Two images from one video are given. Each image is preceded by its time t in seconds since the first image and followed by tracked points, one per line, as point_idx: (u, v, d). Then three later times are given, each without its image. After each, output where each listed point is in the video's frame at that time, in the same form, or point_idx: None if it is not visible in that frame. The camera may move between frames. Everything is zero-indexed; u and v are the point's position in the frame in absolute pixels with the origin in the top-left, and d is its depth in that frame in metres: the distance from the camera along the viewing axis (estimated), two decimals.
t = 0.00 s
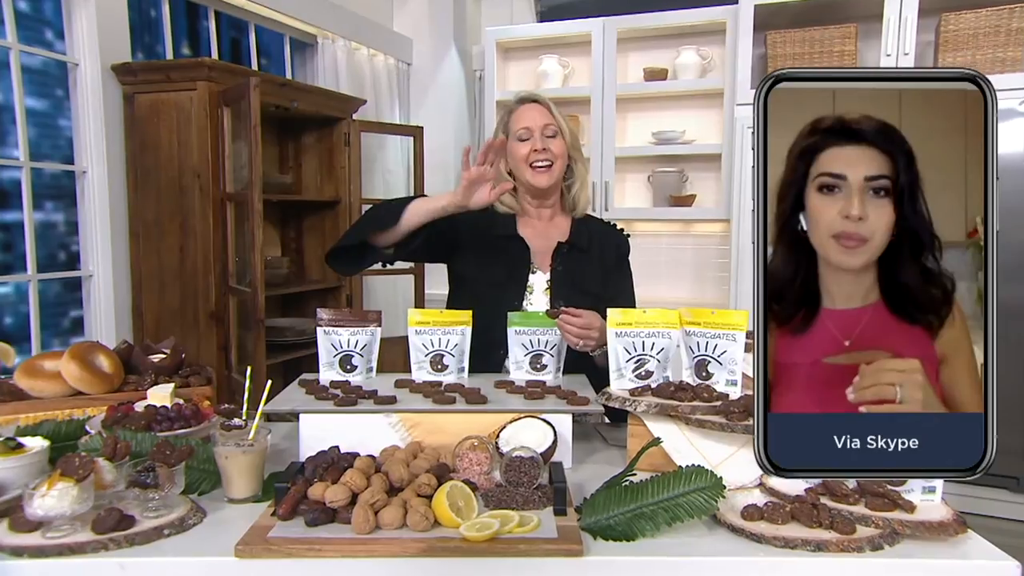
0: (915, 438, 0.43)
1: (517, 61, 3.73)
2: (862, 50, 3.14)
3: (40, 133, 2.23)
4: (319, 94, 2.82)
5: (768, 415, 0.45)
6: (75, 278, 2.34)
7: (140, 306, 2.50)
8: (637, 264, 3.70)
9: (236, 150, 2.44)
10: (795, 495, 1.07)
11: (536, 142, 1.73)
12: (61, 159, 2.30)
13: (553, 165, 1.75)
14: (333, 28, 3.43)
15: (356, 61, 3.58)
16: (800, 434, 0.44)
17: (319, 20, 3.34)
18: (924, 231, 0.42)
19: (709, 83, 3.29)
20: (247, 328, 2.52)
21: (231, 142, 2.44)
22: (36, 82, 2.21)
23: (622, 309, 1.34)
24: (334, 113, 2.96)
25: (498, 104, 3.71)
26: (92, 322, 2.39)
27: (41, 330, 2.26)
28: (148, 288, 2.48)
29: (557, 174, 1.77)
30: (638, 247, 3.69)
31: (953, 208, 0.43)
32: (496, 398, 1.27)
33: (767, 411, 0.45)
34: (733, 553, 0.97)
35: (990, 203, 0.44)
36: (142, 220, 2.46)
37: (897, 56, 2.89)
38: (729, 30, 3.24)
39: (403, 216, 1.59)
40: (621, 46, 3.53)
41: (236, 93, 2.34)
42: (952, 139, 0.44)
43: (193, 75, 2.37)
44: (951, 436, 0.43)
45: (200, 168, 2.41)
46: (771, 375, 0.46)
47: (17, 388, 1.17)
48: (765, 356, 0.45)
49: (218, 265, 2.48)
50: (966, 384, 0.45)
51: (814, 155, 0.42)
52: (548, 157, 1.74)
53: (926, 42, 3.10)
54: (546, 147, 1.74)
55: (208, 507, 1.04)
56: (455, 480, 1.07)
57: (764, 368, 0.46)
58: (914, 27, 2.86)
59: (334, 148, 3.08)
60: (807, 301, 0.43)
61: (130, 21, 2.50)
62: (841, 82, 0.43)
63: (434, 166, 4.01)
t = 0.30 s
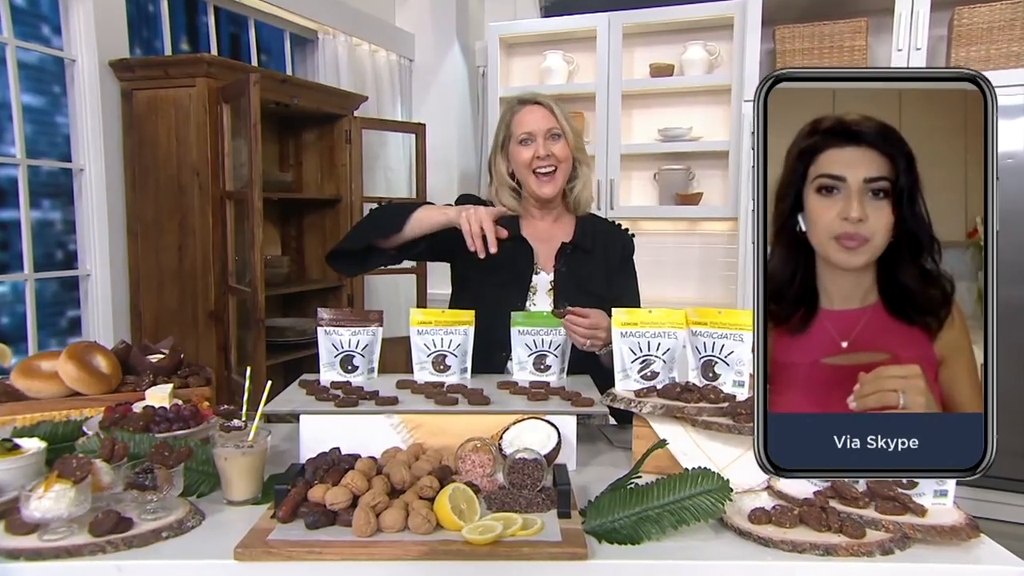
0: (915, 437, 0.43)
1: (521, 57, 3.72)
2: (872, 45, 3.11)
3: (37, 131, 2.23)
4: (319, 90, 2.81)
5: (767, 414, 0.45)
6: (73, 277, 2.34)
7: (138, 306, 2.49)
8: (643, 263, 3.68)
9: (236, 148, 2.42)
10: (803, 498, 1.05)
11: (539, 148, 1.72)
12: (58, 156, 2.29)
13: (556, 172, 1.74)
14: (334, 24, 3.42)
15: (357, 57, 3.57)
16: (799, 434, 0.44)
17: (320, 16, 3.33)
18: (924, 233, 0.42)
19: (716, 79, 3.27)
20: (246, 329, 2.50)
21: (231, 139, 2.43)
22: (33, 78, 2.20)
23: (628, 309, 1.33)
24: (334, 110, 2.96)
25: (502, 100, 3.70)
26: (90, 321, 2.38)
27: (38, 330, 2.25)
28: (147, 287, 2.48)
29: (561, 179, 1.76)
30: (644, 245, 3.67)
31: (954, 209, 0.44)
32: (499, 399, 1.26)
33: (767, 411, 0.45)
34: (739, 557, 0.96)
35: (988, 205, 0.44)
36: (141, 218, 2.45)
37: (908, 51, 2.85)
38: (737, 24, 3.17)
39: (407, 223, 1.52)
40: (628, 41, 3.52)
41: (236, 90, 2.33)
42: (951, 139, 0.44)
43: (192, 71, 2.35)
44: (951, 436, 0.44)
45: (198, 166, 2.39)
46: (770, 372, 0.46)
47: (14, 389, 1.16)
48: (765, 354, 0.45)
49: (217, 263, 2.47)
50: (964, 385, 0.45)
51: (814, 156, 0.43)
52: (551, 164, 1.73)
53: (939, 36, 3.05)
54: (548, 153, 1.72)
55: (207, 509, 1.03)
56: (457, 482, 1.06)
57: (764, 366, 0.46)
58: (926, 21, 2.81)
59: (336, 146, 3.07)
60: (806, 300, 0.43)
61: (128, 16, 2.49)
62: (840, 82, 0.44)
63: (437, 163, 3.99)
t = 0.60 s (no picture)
0: (914, 438, 0.49)
1: (524, 54, 3.71)
2: (881, 41, 3.07)
3: (34, 129, 2.22)
4: (319, 88, 2.80)
5: (767, 414, 0.51)
6: (71, 277, 2.33)
7: (137, 306, 2.48)
8: (647, 263, 3.67)
9: (235, 147, 2.41)
10: (811, 501, 1.04)
11: (542, 151, 1.70)
12: (56, 154, 2.29)
13: (559, 173, 1.72)
14: (335, 20, 3.41)
15: (359, 54, 3.56)
16: (801, 434, 0.50)
17: (320, 12, 3.32)
18: (924, 232, 0.47)
19: (722, 75, 3.25)
20: (246, 329, 2.49)
21: (230, 137, 2.41)
22: (31, 75, 2.20)
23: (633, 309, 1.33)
24: (334, 107, 2.95)
25: (505, 97, 3.68)
26: (88, 322, 2.38)
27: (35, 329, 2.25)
28: (146, 287, 2.47)
29: (564, 180, 1.74)
30: (649, 245, 3.65)
31: (957, 209, 0.49)
32: (501, 401, 1.24)
33: (767, 411, 0.51)
34: (745, 561, 0.94)
35: (988, 205, 0.49)
36: (140, 217, 2.44)
37: (917, 48, 2.81)
38: (743, 22, 3.18)
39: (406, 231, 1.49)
40: (633, 38, 3.50)
41: (234, 87, 2.32)
42: (951, 138, 0.49)
43: (191, 68, 2.34)
44: (949, 437, 0.49)
45: (197, 165, 2.39)
46: (770, 374, 0.51)
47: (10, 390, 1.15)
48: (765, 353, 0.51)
49: (217, 264, 2.45)
50: (966, 387, 0.50)
51: (815, 155, 0.48)
52: (554, 167, 1.71)
53: (949, 32, 3.00)
54: (551, 156, 1.70)
55: (206, 512, 1.02)
56: (459, 484, 1.05)
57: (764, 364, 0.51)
58: (936, 16, 2.77)
59: (337, 144, 3.06)
60: (804, 300, 0.49)
61: (126, 12, 2.48)
62: (840, 82, 0.48)
63: (440, 161, 3.98)
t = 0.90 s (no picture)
0: (914, 438, 0.54)
1: (528, 50, 3.69)
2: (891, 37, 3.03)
3: (31, 126, 2.21)
4: (319, 85, 2.78)
5: (768, 414, 0.56)
6: (68, 276, 2.32)
7: (135, 307, 2.48)
8: (652, 262, 3.65)
9: (235, 145, 2.39)
10: (819, 505, 1.02)
11: (544, 149, 1.68)
12: (53, 152, 2.28)
13: (561, 172, 1.71)
14: (335, 16, 3.40)
15: (359, 50, 3.55)
16: (801, 434, 0.55)
17: (321, 8, 3.31)
18: (922, 231, 0.52)
19: (728, 72, 3.24)
20: (246, 330, 2.48)
21: (230, 135, 2.40)
22: (27, 72, 2.19)
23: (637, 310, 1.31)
24: (335, 105, 2.94)
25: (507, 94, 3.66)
26: (85, 322, 2.37)
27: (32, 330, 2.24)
28: (143, 287, 2.46)
29: (567, 179, 1.73)
30: (655, 244, 3.64)
31: (957, 207, 0.53)
32: (504, 402, 1.23)
33: (768, 411, 0.56)
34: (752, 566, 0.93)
35: (987, 205, 0.53)
36: (137, 216, 2.43)
37: (928, 44, 2.77)
38: (750, 17, 3.19)
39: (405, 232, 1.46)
40: (637, 34, 3.49)
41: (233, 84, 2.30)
42: (952, 138, 0.53)
43: (190, 65, 2.34)
44: (948, 437, 0.54)
45: (196, 163, 2.38)
46: (772, 376, 0.57)
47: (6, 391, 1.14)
48: (770, 354, 0.56)
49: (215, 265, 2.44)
50: (967, 390, 0.55)
51: (814, 155, 0.53)
52: (556, 166, 1.70)
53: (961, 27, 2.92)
54: (553, 155, 1.69)
55: (205, 515, 1.01)
56: (461, 488, 1.04)
57: (765, 365, 0.57)
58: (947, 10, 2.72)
59: (337, 142, 3.05)
60: (802, 301, 0.54)
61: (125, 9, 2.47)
62: (840, 83, 0.53)
63: (441, 159, 3.96)
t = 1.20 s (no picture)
0: (914, 438, 0.57)
1: (528, 48, 3.68)
2: (897, 33, 3.01)
3: (23, 124, 2.20)
4: (316, 82, 2.77)
5: (768, 414, 0.60)
6: (61, 276, 2.31)
7: (130, 308, 2.47)
8: (654, 261, 3.64)
9: (232, 143, 2.36)
10: (821, 509, 1.01)
11: (544, 148, 1.67)
12: (46, 150, 2.27)
13: (561, 171, 1.69)
14: (333, 13, 3.38)
15: (357, 47, 3.53)
16: (801, 435, 0.59)
17: (318, 5, 3.28)
18: (921, 229, 0.55)
19: (731, 69, 3.24)
20: (242, 331, 2.44)
21: (226, 133, 2.37)
22: (20, 69, 2.18)
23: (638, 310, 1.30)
24: (334, 102, 2.93)
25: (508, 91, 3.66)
26: (79, 323, 2.37)
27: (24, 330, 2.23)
28: (138, 288, 2.45)
29: (567, 178, 1.71)
30: (657, 243, 3.62)
31: (958, 205, 0.56)
32: (504, 405, 1.22)
33: (768, 411, 0.60)
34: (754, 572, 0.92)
35: (988, 205, 0.56)
36: (132, 215, 2.42)
37: (935, 40, 2.75)
38: (753, 14, 3.17)
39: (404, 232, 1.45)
40: (640, 31, 3.48)
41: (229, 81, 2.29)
42: (953, 137, 0.56)
43: (185, 62, 2.32)
44: (948, 437, 0.58)
45: (192, 161, 2.37)
46: (773, 373, 0.60)
47: None
48: (770, 353, 0.60)
49: (211, 265, 2.43)
50: (968, 390, 0.58)
51: (814, 155, 0.56)
52: (556, 165, 1.68)
53: (968, 23, 2.87)
54: (554, 154, 1.67)
55: (199, 519, 0.99)
56: (459, 491, 1.02)
57: (765, 365, 0.60)
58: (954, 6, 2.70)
59: (335, 140, 3.03)
60: (803, 299, 0.57)
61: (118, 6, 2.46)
62: (840, 83, 0.56)
63: (441, 158, 3.96)
